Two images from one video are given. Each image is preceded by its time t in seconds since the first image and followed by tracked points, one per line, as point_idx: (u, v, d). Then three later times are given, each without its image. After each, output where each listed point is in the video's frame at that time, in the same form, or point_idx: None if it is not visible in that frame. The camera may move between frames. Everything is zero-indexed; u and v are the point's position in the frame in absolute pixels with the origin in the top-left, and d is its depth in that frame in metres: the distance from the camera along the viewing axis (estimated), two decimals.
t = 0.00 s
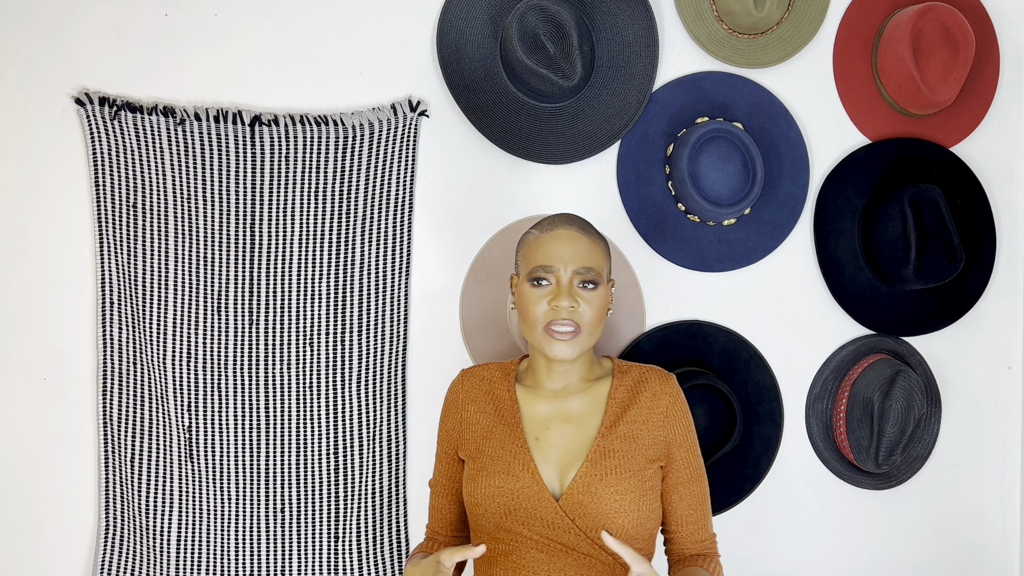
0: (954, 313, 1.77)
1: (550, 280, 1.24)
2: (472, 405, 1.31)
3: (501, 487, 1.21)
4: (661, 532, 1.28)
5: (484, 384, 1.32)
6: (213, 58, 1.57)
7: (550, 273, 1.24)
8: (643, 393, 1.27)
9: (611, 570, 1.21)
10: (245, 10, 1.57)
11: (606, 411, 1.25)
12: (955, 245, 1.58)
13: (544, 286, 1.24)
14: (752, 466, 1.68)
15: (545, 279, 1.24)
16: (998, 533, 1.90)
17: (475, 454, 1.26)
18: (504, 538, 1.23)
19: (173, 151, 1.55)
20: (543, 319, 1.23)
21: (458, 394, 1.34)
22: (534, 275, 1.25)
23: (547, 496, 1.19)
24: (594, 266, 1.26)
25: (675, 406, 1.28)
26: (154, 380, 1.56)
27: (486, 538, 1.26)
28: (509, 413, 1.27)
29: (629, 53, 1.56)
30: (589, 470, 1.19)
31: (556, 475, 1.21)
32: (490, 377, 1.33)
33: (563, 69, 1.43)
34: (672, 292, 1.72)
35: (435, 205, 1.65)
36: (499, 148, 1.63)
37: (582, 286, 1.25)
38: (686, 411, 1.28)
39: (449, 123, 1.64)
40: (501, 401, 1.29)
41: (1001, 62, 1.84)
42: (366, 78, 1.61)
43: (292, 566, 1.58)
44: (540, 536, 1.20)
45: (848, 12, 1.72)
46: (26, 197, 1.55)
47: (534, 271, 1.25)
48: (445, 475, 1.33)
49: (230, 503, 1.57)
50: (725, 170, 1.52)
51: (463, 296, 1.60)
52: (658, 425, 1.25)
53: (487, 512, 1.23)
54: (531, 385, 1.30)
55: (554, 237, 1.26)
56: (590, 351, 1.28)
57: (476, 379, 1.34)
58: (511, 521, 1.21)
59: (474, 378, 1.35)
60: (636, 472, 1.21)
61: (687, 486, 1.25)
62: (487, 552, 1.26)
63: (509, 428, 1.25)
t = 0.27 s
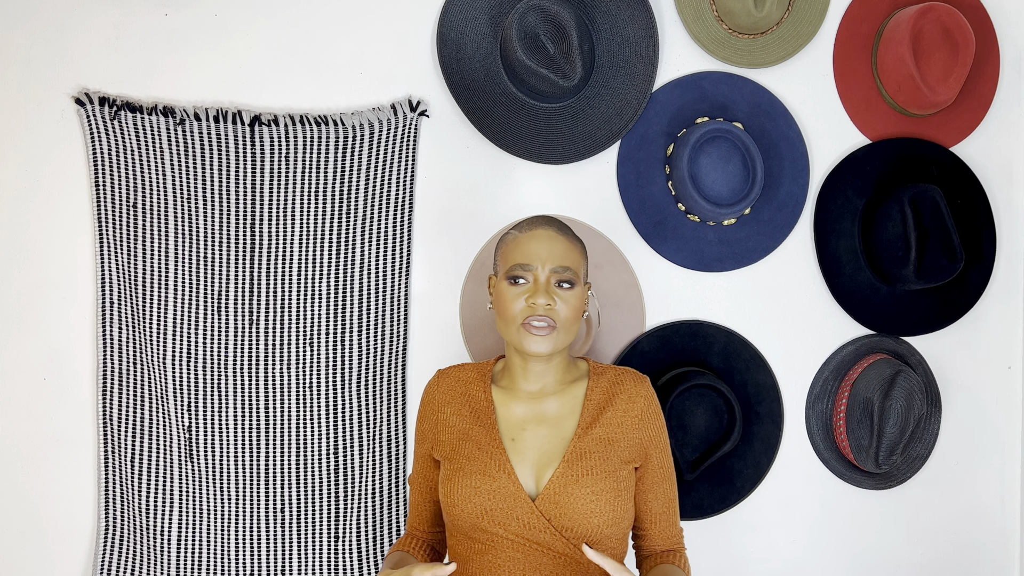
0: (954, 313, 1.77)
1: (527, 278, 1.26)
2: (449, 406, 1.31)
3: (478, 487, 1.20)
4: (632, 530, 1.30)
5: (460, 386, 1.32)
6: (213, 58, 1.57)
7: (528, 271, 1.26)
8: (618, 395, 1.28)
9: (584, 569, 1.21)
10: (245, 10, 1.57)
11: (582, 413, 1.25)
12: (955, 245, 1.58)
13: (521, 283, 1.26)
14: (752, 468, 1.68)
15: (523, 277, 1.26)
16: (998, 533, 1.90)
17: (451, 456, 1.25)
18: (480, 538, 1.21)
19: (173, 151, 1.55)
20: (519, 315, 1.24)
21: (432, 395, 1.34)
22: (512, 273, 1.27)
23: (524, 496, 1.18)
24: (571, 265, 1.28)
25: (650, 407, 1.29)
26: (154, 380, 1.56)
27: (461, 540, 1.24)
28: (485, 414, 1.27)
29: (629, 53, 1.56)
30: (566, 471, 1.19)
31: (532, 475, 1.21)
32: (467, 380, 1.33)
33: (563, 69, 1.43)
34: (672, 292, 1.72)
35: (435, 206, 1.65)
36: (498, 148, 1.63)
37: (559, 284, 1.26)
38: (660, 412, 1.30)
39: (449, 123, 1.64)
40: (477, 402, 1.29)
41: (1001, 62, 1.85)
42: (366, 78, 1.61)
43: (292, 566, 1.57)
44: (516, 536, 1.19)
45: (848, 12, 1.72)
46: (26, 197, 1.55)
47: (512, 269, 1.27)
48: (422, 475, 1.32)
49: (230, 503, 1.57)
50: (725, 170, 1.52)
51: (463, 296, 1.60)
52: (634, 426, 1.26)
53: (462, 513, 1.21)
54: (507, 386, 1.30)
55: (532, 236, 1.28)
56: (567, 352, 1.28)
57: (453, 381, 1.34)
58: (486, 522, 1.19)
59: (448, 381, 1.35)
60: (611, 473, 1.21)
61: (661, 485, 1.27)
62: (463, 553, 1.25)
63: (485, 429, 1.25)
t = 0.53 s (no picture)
0: (954, 313, 1.77)
1: (514, 274, 1.26)
2: (437, 406, 1.29)
3: (470, 486, 1.19)
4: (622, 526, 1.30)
5: (447, 387, 1.31)
6: (213, 58, 1.57)
7: (514, 267, 1.26)
8: (606, 393, 1.29)
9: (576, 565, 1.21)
10: (245, 10, 1.57)
11: (571, 411, 1.26)
12: (955, 245, 1.58)
13: (507, 279, 1.26)
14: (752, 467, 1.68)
15: (510, 272, 1.26)
16: (998, 533, 1.90)
17: (440, 456, 1.24)
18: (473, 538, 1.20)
19: (173, 151, 1.55)
20: (505, 311, 1.24)
21: (418, 398, 1.32)
22: (498, 269, 1.26)
23: (517, 493, 1.17)
24: (557, 260, 1.28)
25: (637, 404, 1.30)
26: (154, 380, 1.56)
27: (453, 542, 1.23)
28: (473, 414, 1.26)
29: (628, 53, 1.56)
30: (558, 468, 1.19)
31: (523, 473, 1.20)
32: (454, 380, 1.32)
33: (562, 69, 1.43)
34: (672, 292, 1.72)
35: (435, 206, 1.65)
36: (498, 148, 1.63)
37: (545, 280, 1.26)
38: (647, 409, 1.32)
39: (449, 123, 1.64)
40: (464, 403, 1.28)
41: (1001, 62, 1.85)
42: (366, 78, 1.61)
43: (292, 566, 1.57)
44: (509, 534, 1.18)
45: (848, 12, 1.72)
46: (26, 197, 1.55)
47: (498, 265, 1.27)
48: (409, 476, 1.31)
49: (230, 503, 1.57)
50: (725, 170, 1.52)
51: (462, 297, 1.61)
52: (622, 423, 1.27)
53: (455, 513, 1.20)
54: (495, 386, 1.30)
55: (518, 233, 1.28)
56: (554, 347, 1.28)
57: (440, 382, 1.33)
58: (480, 521, 1.18)
59: (435, 382, 1.33)
60: (601, 469, 1.21)
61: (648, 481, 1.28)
62: (455, 554, 1.23)
63: (474, 429, 1.24)
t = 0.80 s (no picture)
0: (954, 313, 1.77)
1: (517, 269, 1.29)
2: (442, 405, 1.27)
3: (478, 484, 1.19)
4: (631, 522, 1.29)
5: (453, 387, 1.30)
6: (213, 58, 1.57)
7: (517, 262, 1.29)
8: (607, 390, 1.29)
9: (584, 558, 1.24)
10: (245, 10, 1.57)
11: (573, 408, 1.27)
12: (955, 245, 1.58)
13: (510, 276, 1.29)
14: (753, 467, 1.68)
15: (512, 268, 1.29)
16: (998, 533, 1.90)
17: (447, 455, 1.23)
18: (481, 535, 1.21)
19: (173, 151, 1.55)
20: (510, 305, 1.26)
21: (423, 397, 1.30)
22: (501, 266, 1.30)
23: (523, 491, 1.18)
24: (558, 256, 1.32)
25: (640, 400, 1.30)
26: (154, 380, 1.56)
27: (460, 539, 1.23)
28: (479, 413, 1.26)
29: (629, 53, 1.56)
30: (563, 465, 1.20)
31: (529, 471, 1.22)
32: (459, 380, 1.30)
33: (562, 69, 1.43)
34: (672, 292, 1.72)
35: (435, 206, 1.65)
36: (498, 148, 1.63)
37: (548, 275, 1.30)
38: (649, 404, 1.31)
39: (449, 123, 1.64)
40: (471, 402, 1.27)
41: (1001, 62, 1.85)
42: (366, 78, 1.61)
43: (292, 566, 1.57)
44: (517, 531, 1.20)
45: (848, 12, 1.71)
46: (27, 197, 1.55)
47: (500, 262, 1.30)
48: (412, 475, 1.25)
49: (230, 503, 1.57)
50: (726, 170, 1.52)
51: (462, 297, 1.62)
52: (625, 419, 1.27)
53: (463, 512, 1.20)
54: (499, 386, 1.31)
55: (519, 230, 1.33)
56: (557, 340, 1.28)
57: (445, 381, 1.31)
58: (487, 518, 1.20)
59: (441, 381, 1.31)
60: (606, 465, 1.22)
61: (658, 475, 1.26)
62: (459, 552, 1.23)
63: (480, 427, 1.24)
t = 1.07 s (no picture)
0: (954, 313, 1.77)
1: (538, 272, 1.29)
2: (459, 408, 1.29)
3: (499, 486, 1.20)
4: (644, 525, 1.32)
5: (470, 388, 1.31)
6: (213, 58, 1.57)
7: (538, 265, 1.29)
8: (625, 389, 1.31)
9: (608, 565, 1.20)
10: (245, 10, 1.57)
11: (593, 405, 1.28)
12: (955, 245, 1.58)
13: (532, 278, 1.29)
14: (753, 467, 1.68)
15: (534, 271, 1.29)
16: (998, 533, 1.90)
17: (466, 456, 1.24)
18: (501, 538, 1.20)
19: (173, 151, 1.55)
20: (533, 310, 1.26)
21: (441, 399, 1.31)
22: (522, 268, 1.30)
23: (546, 491, 1.19)
24: (580, 258, 1.32)
25: (655, 399, 1.33)
26: (154, 380, 1.56)
27: (478, 542, 1.23)
28: (498, 416, 1.26)
29: (629, 53, 1.56)
30: (585, 463, 1.20)
31: (550, 471, 1.22)
32: (474, 382, 1.32)
33: (562, 68, 1.43)
34: (672, 292, 1.72)
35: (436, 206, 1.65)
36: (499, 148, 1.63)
37: (570, 277, 1.30)
38: (664, 404, 1.35)
39: (449, 123, 1.64)
40: (488, 403, 1.28)
41: (1001, 62, 1.85)
42: (366, 78, 1.61)
43: (292, 566, 1.57)
44: (539, 533, 1.18)
45: (848, 11, 1.71)
46: (26, 197, 1.55)
47: (521, 264, 1.30)
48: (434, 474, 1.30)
49: (230, 504, 1.57)
50: (726, 170, 1.52)
51: (463, 296, 1.60)
52: (642, 418, 1.29)
53: (483, 513, 1.20)
54: (516, 386, 1.31)
55: (540, 232, 1.32)
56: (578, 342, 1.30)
57: (460, 384, 1.33)
58: (509, 520, 1.19)
59: (457, 384, 1.33)
60: (627, 463, 1.23)
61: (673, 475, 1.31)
62: (480, 556, 1.23)
63: (499, 428, 1.24)
